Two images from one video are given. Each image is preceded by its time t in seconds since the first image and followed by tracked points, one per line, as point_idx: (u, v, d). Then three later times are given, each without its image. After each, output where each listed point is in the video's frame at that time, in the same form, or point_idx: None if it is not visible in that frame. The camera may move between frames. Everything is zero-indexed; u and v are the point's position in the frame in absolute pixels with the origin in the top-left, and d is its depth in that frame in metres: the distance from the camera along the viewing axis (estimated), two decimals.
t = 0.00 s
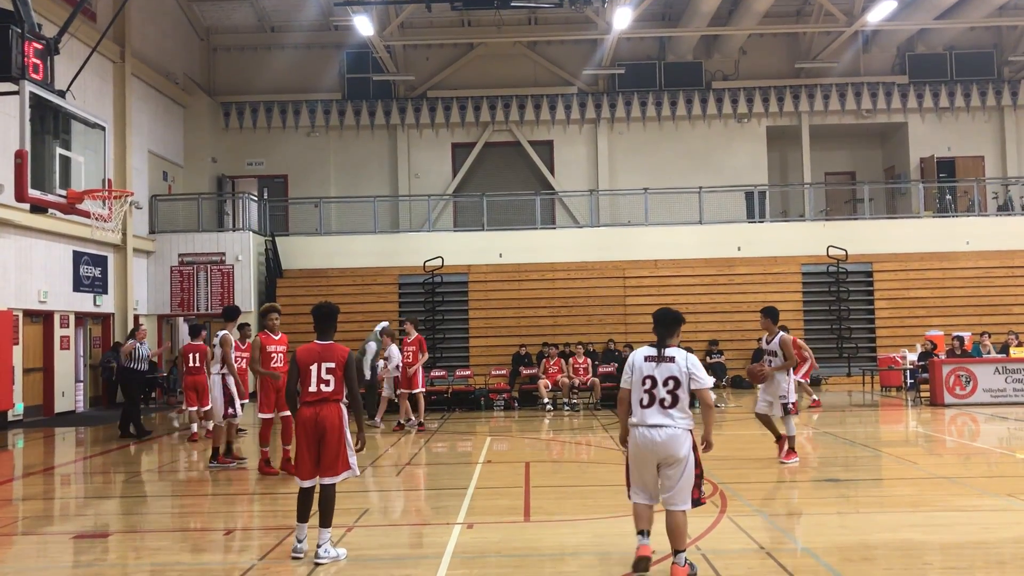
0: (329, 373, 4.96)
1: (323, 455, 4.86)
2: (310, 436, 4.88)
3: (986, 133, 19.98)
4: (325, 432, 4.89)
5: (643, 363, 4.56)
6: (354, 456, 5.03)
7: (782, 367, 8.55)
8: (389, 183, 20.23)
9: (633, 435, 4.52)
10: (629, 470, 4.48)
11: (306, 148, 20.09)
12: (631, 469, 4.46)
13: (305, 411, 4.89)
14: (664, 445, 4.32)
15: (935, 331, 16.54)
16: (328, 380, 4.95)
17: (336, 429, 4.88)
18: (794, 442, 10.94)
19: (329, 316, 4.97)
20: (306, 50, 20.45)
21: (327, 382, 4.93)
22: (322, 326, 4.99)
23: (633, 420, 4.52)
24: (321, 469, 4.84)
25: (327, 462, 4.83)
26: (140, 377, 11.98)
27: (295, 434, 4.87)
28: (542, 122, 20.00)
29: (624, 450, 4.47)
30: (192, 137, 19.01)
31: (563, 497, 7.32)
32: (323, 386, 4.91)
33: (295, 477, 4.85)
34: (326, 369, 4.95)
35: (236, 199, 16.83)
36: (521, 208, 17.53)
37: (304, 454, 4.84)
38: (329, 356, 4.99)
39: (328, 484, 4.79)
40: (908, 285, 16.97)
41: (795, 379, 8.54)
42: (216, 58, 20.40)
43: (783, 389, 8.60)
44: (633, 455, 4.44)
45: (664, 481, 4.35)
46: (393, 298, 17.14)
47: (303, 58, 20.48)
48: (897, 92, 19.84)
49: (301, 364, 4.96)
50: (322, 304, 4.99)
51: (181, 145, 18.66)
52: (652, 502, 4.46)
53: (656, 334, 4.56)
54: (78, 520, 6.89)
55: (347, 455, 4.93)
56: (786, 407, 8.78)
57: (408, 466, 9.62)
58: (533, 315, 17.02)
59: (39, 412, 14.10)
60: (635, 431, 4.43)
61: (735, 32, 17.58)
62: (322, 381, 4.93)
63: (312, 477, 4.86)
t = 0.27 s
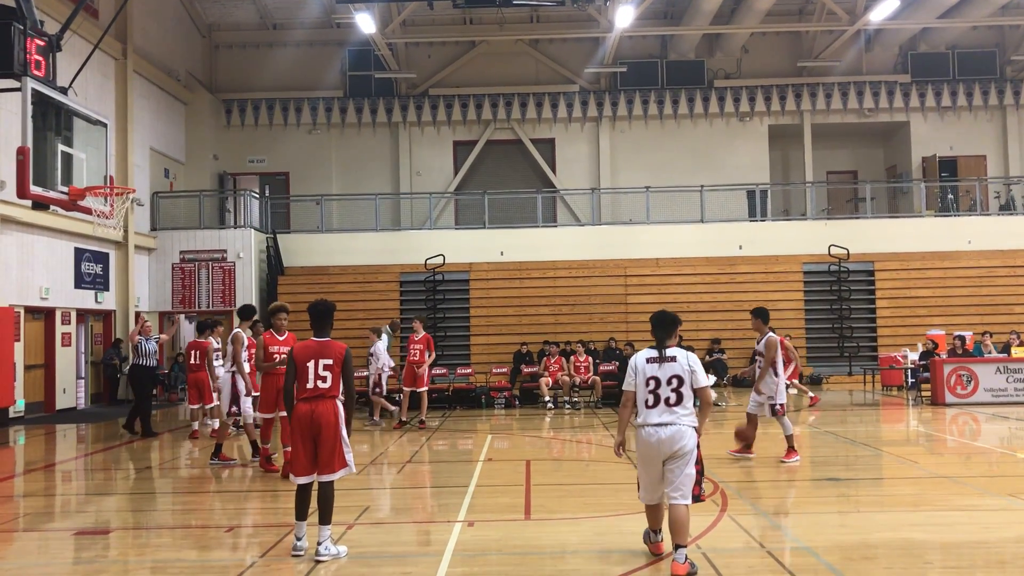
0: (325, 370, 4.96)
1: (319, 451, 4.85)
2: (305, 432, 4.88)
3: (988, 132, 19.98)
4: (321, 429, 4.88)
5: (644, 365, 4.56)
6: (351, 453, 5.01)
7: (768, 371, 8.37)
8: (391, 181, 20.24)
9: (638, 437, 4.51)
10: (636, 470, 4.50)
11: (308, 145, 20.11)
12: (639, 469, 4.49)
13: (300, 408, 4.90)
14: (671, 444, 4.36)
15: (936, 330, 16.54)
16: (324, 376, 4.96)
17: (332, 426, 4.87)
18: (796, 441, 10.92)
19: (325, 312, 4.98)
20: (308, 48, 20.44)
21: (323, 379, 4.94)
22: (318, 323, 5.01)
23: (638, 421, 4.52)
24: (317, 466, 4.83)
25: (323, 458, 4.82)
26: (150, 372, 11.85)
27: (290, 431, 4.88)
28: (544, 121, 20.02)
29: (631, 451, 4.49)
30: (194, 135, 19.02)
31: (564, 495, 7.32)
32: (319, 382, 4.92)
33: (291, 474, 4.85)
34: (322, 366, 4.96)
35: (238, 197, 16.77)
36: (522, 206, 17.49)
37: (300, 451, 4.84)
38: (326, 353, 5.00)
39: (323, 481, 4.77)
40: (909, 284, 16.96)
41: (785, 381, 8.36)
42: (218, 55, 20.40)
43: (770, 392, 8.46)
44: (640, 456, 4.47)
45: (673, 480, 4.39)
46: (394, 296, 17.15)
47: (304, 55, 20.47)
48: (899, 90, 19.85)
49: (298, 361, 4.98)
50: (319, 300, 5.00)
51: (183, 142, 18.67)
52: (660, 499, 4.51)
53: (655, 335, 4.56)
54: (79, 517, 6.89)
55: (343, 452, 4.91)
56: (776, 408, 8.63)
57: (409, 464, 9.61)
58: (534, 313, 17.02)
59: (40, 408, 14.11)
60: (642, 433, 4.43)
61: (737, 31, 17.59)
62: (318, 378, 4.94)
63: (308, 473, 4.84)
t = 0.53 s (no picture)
0: (318, 368, 4.95)
1: (313, 449, 4.85)
2: (299, 430, 4.89)
3: (990, 132, 19.97)
4: (315, 427, 4.89)
5: (636, 363, 4.72)
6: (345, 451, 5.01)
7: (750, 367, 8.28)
8: (391, 180, 20.25)
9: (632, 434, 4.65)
10: (632, 466, 4.62)
11: (309, 144, 20.11)
12: (635, 465, 4.61)
13: (293, 406, 4.90)
14: (667, 437, 4.51)
15: (937, 330, 16.55)
16: (317, 375, 4.95)
17: (325, 424, 4.88)
18: (796, 440, 10.91)
19: (318, 311, 4.96)
20: (309, 46, 20.44)
21: (316, 378, 4.93)
22: (310, 321, 4.99)
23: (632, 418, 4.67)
24: (311, 465, 4.83)
25: (317, 456, 4.83)
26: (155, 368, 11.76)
27: (284, 429, 4.89)
28: (545, 119, 20.02)
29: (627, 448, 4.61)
30: (194, 133, 19.02)
31: (564, 494, 7.32)
32: (313, 381, 4.91)
33: (286, 471, 4.87)
34: (315, 364, 4.94)
35: (239, 195, 16.83)
36: (523, 205, 17.50)
37: (294, 449, 4.86)
38: (319, 351, 4.97)
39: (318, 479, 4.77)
40: (910, 284, 16.96)
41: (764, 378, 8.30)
42: (219, 53, 20.41)
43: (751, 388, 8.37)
44: (636, 451, 4.60)
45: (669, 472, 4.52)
46: (394, 294, 17.16)
47: (305, 53, 20.47)
48: (900, 90, 19.85)
49: (290, 360, 4.96)
50: (311, 299, 4.98)
51: (184, 140, 18.67)
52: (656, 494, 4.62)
53: (645, 334, 4.74)
54: (80, 514, 6.89)
55: (337, 450, 4.92)
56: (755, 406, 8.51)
57: (409, 462, 9.61)
58: (534, 312, 17.03)
59: (40, 406, 14.10)
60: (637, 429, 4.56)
61: (739, 30, 17.60)
62: (311, 376, 4.93)
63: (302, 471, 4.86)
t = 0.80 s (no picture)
0: (309, 365, 4.94)
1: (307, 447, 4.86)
2: (293, 427, 4.89)
3: (990, 131, 19.97)
4: (308, 424, 4.89)
5: (631, 357, 4.89)
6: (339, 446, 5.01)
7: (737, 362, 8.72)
8: (391, 178, 20.25)
9: (626, 425, 4.83)
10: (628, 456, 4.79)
11: (309, 142, 20.11)
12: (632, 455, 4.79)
13: (285, 404, 4.90)
14: (664, 429, 4.75)
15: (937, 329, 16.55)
16: (308, 372, 4.94)
17: (318, 421, 4.87)
18: (796, 439, 10.91)
19: (307, 309, 4.95)
20: (310, 44, 20.44)
21: (307, 375, 4.93)
22: (299, 319, 4.98)
23: (627, 410, 4.85)
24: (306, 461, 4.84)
25: (311, 453, 4.83)
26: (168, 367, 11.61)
27: (277, 427, 4.89)
28: (545, 118, 20.01)
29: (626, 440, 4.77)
30: (194, 131, 19.02)
31: (564, 492, 7.32)
32: (304, 378, 4.91)
33: (281, 470, 4.87)
34: (305, 362, 4.94)
35: (239, 193, 16.84)
36: (523, 204, 17.51)
37: (288, 447, 4.86)
38: (309, 349, 4.98)
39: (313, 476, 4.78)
40: (910, 283, 16.96)
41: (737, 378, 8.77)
42: (219, 51, 20.40)
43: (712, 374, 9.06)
44: (633, 442, 4.77)
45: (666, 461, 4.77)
46: (394, 293, 17.17)
47: (305, 51, 20.47)
48: (901, 89, 19.84)
49: (281, 358, 4.96)
50: (299, 297, 4.97)
51: (184, 139, 18.68)
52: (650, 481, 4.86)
53: (639, 329, 4.93)
54: (79, 512, 6.89)
55: (331, 446, 4.93)
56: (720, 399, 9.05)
57: (409, 461, 9.61)
58: (535, 311, 17.02)
59: (40, 404, 14.10)
60: (636, 421, 4.75)
61: (739, 29, 17.61)
62: (302, 374, 4.93)
63: (297, 468, 4.86)
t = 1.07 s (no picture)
0: (307, 363, 4.92)
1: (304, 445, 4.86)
2: (292, 425, 4.89)
3: (990, 130, 19.97)
4: (306, 422, 4.89)
5: (627, 358, 5.08)
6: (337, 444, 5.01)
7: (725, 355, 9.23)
8: (391, 176, 20.24)
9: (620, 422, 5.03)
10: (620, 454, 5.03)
11: (309, 140, 20.10)
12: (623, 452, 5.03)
13: (284, 402, 4.89)
14: (657, 428, 4.97)
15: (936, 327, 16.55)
16: (306, 370, 4.92)
17: (317, 419, 4.87)
18: (795, 438, 10.90)
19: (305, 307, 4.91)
20: (310, 42, 20.43)
21: (305, 373, 4.91)
22: (297, 317, 4.94)
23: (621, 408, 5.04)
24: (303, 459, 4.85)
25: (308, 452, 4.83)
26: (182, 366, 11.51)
27: (276, 425, 4.89)
28: (546, 116, 20.00)
29: (619, 438, 4.98)
30: (194, 129, 19.02)
31: (564, 491, 7.32)
32: (302, 376, 4.89)
33: (281, 467, 4.88)
34: (303, 359, 4.92)
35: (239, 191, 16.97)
36: (523, 202, 17.52)
37: (287, 444, 4.87)
38: (307, 347, 4.95)
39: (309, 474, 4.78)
40: (910, 282, 16.96)
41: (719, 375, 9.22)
42: (220, 49, 20.40)
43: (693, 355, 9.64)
44: (625, 440, 5.01)
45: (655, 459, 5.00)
46: (394, 292, 17.16)
47: (305, 50, 20.46)
48: (901, 87, 19.84)
49: (279, 356, 4.94)
50: (298, 295, 4.92)
51: (184, 137, 18.68)
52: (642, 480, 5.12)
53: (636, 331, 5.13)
54: (79, 510, 6.88)
55: (328, 444, 4.92)
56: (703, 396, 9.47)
57: (409, 459, 9.60)
58: (534, 309, 17.01)
59: (40, 402, 14.09)
60: (630, 420, 4.96)
61: (739, 27, 17.63)
62: (300, 372, 4.91)
63: (296, 466, 4.88)
